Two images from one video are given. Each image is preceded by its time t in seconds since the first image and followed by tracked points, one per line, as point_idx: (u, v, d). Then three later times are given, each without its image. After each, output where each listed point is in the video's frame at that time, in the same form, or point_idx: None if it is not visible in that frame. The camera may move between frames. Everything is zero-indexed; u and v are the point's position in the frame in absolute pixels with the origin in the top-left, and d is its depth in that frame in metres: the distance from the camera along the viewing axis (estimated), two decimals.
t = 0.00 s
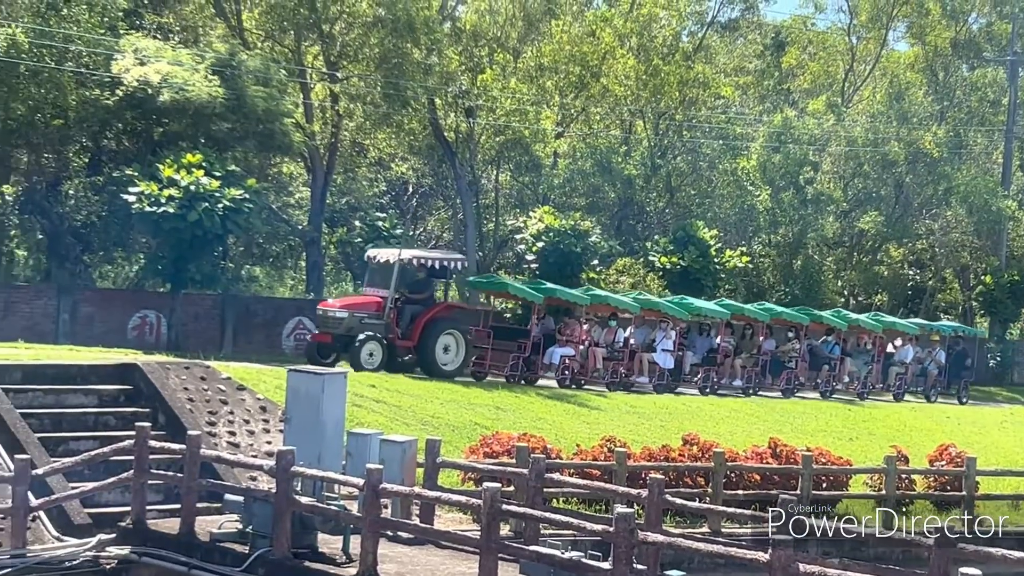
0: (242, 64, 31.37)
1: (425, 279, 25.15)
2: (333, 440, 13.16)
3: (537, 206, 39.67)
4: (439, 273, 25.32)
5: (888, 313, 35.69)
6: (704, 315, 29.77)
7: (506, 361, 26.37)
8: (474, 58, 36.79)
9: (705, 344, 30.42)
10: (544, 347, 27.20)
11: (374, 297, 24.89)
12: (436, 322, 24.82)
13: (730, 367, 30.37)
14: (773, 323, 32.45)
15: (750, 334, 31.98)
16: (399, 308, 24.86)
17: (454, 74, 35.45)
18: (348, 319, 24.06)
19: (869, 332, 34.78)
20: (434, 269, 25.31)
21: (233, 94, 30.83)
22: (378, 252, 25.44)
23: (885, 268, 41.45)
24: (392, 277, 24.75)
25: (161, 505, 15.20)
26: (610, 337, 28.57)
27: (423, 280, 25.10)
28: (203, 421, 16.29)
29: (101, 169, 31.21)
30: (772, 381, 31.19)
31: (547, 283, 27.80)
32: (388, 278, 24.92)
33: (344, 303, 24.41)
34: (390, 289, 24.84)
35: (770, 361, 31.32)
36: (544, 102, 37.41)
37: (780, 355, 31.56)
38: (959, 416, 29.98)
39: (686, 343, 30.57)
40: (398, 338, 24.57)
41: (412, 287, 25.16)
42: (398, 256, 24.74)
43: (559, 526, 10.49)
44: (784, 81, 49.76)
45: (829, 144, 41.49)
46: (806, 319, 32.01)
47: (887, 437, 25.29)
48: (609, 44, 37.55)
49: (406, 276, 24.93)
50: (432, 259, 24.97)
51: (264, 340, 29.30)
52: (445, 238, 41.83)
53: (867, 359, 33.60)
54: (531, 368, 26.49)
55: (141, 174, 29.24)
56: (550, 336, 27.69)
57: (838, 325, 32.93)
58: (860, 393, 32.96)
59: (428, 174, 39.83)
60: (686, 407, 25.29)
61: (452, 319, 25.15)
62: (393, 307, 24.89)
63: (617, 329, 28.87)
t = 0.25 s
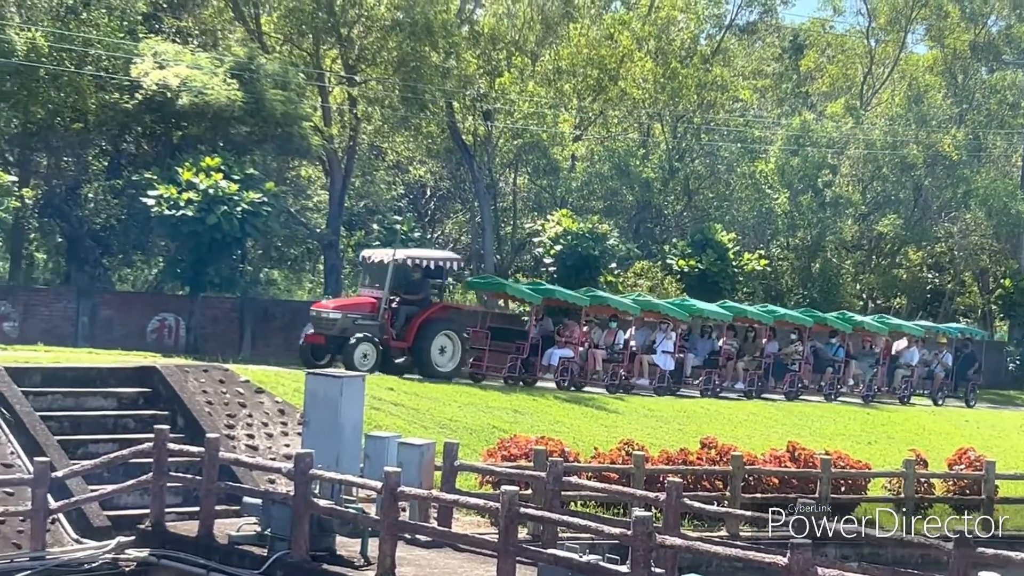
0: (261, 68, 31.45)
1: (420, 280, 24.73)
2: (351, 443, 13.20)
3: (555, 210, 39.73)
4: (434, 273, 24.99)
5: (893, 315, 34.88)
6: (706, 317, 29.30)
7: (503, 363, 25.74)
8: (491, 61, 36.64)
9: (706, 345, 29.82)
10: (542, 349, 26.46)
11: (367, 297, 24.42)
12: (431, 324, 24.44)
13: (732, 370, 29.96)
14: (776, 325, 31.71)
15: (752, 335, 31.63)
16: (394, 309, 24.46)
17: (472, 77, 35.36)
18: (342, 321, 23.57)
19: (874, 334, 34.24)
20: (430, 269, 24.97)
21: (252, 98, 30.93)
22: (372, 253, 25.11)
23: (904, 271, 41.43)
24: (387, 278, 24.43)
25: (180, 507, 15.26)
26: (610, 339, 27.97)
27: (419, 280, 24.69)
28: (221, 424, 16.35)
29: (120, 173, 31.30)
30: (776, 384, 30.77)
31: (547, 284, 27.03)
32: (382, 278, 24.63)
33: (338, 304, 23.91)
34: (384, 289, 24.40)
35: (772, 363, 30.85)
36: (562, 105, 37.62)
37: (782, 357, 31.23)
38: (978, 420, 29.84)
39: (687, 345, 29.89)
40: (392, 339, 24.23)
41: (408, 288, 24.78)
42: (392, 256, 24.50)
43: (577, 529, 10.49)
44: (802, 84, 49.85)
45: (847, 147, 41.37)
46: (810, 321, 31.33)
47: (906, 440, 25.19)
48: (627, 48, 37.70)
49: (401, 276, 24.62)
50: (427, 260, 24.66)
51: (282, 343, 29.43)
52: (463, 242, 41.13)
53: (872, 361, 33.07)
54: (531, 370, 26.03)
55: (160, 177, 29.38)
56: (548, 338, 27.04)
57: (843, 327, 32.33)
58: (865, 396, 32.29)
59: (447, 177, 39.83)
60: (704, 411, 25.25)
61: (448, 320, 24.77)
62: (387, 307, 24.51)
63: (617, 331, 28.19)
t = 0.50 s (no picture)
0: (278, 71, 31.57)
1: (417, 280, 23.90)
2: (367, 446, 13.22)
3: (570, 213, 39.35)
4: (431, 273, 24.14)
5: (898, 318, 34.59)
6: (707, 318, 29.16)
7: (500, 364, 25.65)
8: (507, 64, 37.71)
9: (706, 348, 29.16)
10: (540, 350, 25.99)
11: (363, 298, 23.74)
12: (427, 325, 23.68)
13: (734, 373, 29.22)
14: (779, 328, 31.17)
15: (756, 338, 30.37)
16: (389, 310, 23.68)
17: (488, 80, 36.28)
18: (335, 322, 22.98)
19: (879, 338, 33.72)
20: (426, 268, 24.12)
21: (268, 101, 31.02)
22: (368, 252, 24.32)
23: (921, 274, 41.14)
24: (381, 278, 23.62)
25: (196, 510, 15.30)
26: (610, 341, 27.51)
27: (415, 281, 23.81)
28: (237, 427, 16.40)
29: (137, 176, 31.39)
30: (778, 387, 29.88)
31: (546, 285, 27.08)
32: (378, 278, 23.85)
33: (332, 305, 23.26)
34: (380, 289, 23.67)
35: (775, 366, 29.97)
36: (579, 108, 37.84)
37: (786, 360, 30.27)
38: (995, 424, 29.71)
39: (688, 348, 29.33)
40: (387, 341, 23.47)
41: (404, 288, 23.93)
42: (386, 257, 23.65)
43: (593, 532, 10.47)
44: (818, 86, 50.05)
45: (864, 150, 41.22)
46: (813, 323, 30.87)
47: (923, 444, 25.09)
48: (643, 50, 37.87)
49: (396, 275, 23.80)
50: (423, 259, 23.81)
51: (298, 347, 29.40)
52: (479, 245, 40.94)
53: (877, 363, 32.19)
54: (530, 371, 25.67)
55: (177, 180, 29.51)
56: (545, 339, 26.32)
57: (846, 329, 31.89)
58: (870, 399, 31.26)
59: (463, 180, 39.76)
60: (721, 414, 25.19)
61: (444, 320, 24.06)
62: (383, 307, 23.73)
63: (616, 332, 27.75)
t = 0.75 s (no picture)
0: (296, 75, 31.72)
1: (410, 280, 23.49)
2: (385, 449, 13.24)
3: (588, 216, 39.37)
4: (425, 272, 23.77)
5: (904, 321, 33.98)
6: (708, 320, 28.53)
7: (497, 367, 25.47)
8: (525, 67, 37.30)
9: (707, 350, 28.49)
10: (537, 352, 25.64)
11: (355, 299, 23.33)
12: (420, 325, 23.26)
13: (735, 376, 28.56)
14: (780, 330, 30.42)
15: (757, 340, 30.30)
16: (382, 311, 23.26)
17: (505, 83, 35.59)
18: (327, 323, 22.59)
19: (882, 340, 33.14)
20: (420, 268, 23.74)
21: (287, 105, 31.09)
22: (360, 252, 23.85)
23: (940, 277, 41.40)
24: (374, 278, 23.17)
25: (214, 512, 15.34)
26: (609, 343, 26.92)
27: (409, 281, 23.43)
28: (256, 429, 16.46)
29: (155, 179, 31.46)
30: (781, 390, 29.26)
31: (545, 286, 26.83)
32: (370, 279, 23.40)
33: (324, 306, 22.89)
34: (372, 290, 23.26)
35: (778, 369, 29.33)
36: (595, 112, 37.78)
37: (788, 363, 29.56)
38: (1015, 428, 29.58)
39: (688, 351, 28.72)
40: (381, 342, 23.07)
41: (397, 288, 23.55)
42: (380, 256, 23.16)
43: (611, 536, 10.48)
44: (837, 90, 49.53)
45: (882, 153, 41.18)
46: (815, 325, 30.15)
47: (942, 448, 24.99)
48: (661, 54, 37.76)
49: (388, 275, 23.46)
50: (417, 260, 23.37)
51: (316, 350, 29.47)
52: (496, 248, 41.04)
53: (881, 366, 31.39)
54: (527, 373, 25.47)
55: (195, 184, 29.63)
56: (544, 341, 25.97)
57: (849, 331, 31.28)
58: (874, 403, 30.79)
59: (480, 183, 39.62)
60: (739, 418, 25.12)
61: (438, 321, 23.54)
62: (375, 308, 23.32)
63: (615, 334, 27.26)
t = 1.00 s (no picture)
0: (311, 78, 31.83)
1: (403, 281, 23.36)
2: (399, 452, 13.25)
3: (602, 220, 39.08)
4: (418, 273, 23.70)
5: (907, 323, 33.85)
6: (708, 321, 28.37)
7: (492, 368, 25.20)
8: (539, 70, 36.95)
9: (706, 352, 28.35)
10: (533, 354, 25.30)
11: (348, 300, 23.23)
12: (413, 326, 23.17)
13: (735, 377, 28.41)
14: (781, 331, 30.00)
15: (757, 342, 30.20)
16: (375, 312, 23.18)
17: (520, 87, 35.75)
18: (318, 324, 22.51)
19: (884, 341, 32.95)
20: (413, 269, 23.66)
21: (302, 108, 31.20)
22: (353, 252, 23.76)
23: (956, 281, 41.14)
24: (366, 278, 23.09)
25: (229, 515, 15.37)
26: (608, 344, 26.57)
27: (402, 282, 23.33)
28: (271, 432, 16.51)
29: (171, 182, 31.55)
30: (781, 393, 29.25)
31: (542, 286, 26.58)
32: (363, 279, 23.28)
33: (316, 306, 22.85)
34: (364, 290, 23.16)
35: (778, 371, 29.30)
36: (610, 115, 37.51)
37: (790, 365, 29.64)
38: None
39: (687, 352, 28.48)
40: (373, 343, 22.98)
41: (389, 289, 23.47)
42: (371, 256, 23.04)
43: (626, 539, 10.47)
44: (852, 93, 49.30)
45: (898, 156, 40.97)
46: (816, 327, 29.80)
47: (958, 452, 24.90)
48: (676, 56, 38.03)
49: (382, 276, 23.20)
50: (409, 259, 23.26)
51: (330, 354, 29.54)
52: (512, 250, 41.29)
53: (883, 368, 31.43)
54: (523, 374, 25.15)
55: (211, 187, 29.73)
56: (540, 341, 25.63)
57: (850, 333, 30.95)
58: (876, 405, 30.81)
59: (495, 186, 39.49)
60: (754, 421, 25.08)
61: (432, 321, 23.47)
62: (368, 309, 23.21)
63: (613, 335, 26.81)
